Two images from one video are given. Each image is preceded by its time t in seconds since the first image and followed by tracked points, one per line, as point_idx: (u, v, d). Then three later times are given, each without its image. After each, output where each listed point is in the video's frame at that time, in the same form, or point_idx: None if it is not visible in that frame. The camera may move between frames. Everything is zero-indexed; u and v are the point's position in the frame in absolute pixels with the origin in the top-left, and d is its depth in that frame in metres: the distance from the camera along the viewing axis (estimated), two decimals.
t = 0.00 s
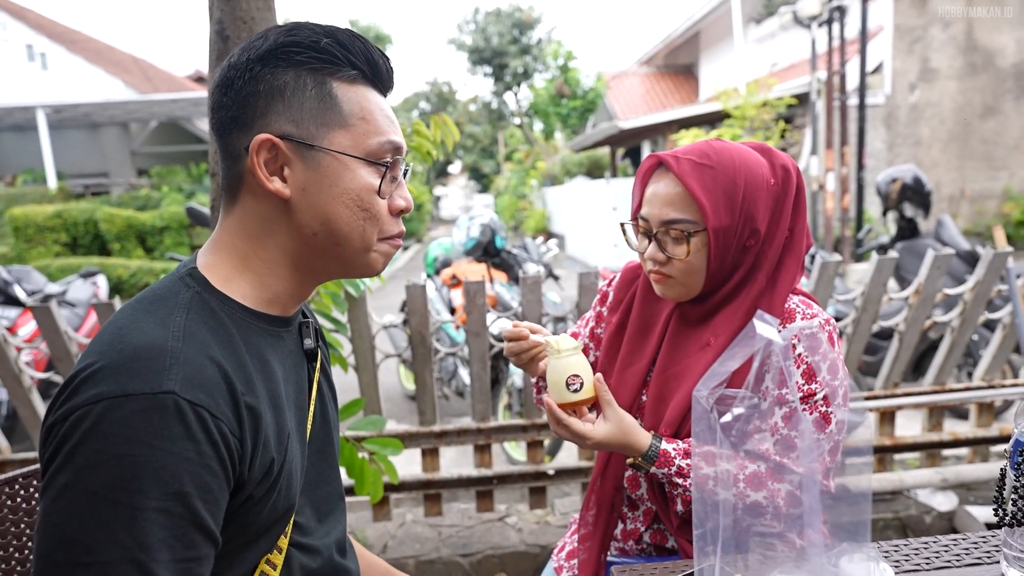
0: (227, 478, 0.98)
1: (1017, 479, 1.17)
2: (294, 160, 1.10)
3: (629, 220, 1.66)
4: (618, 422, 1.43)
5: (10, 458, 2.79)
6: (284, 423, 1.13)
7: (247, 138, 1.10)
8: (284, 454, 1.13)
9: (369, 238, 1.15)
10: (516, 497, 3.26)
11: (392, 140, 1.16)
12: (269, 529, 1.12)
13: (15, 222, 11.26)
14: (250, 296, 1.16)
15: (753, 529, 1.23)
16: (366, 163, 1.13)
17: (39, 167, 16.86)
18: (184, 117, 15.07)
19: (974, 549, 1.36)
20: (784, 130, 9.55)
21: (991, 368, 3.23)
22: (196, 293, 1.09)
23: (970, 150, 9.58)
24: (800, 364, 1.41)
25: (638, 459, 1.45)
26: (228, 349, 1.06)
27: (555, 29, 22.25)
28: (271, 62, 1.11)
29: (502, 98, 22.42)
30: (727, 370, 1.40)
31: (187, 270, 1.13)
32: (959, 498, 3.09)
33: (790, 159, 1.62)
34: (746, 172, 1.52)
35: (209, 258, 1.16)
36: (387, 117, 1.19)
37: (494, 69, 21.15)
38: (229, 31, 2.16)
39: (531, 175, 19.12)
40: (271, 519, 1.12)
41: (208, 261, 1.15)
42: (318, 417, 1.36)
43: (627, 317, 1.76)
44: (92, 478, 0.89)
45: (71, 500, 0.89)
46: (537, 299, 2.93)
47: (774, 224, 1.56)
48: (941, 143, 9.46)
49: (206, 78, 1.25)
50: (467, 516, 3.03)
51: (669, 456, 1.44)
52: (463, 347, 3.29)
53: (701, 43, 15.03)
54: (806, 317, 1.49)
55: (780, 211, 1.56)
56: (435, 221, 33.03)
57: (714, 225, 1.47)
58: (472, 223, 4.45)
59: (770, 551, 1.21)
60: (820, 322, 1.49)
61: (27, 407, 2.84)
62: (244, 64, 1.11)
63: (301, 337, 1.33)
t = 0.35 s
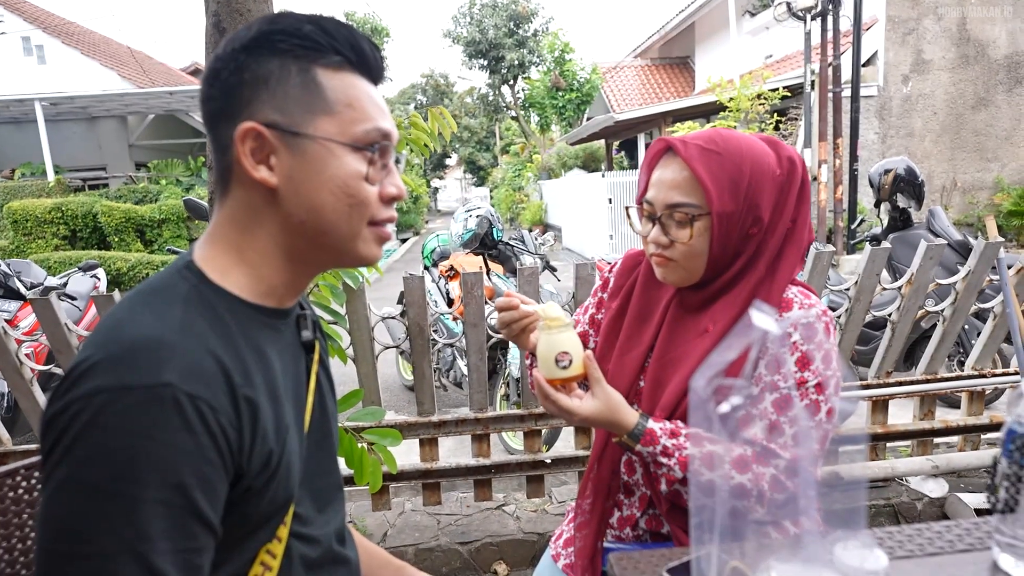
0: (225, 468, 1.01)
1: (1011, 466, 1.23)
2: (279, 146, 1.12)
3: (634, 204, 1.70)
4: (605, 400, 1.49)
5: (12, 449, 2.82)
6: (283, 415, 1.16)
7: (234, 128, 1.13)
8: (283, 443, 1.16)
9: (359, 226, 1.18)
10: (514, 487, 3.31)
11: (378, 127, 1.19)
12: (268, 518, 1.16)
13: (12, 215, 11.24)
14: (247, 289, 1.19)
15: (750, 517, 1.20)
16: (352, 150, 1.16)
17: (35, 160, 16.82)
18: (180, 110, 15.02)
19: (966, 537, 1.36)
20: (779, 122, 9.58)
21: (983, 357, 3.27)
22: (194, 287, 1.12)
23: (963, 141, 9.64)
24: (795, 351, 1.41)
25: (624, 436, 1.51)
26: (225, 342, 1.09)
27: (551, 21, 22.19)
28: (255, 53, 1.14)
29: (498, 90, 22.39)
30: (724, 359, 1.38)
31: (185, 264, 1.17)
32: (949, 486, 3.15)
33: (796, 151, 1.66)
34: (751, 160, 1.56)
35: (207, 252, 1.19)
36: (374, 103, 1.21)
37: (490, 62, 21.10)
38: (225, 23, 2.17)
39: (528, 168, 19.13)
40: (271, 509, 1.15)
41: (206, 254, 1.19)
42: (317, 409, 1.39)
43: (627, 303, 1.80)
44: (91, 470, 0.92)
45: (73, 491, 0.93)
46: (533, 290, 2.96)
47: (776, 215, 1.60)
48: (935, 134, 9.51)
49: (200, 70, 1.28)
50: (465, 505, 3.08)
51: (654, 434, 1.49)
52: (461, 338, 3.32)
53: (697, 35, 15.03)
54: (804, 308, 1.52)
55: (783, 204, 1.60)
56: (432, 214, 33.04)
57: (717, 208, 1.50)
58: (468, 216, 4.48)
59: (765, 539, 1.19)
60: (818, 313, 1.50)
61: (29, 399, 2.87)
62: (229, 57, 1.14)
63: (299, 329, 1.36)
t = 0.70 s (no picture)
0: (221, 467, 0.98)
1: (1015, 462, 1.17)
2: (271, 139, 1.10)
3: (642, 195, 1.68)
4: (596, 383, 1.47)
5: (5, 448, 2.78)
6: (280, 412, 1.13)
7: (226, 122, 1.11)
8: (280, 441, 1.13)
9: (356, 219, 1.16)
10: (512, 484, 3.29)
11: (372, 119, 1.16)
12: (266, 517, 1.13)
13: (5, 212, 11.15)
14: (242, 285, 1.16)
15: (752, 513, 1.13)
16: (346, 142, 1.13)
17: (28, 156, 16.70)
18: (174, 106, 14.92)
19: (969, 533, 1.34)
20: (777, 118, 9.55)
21: (982, 353, 3.26)
22: (187, 282, 1.09)
23: (961, 136, 9.64)
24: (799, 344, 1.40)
25: (614, 421, 1.49)
26: (220, 339, 1.06)
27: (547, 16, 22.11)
28: (245, 43, 1.11)
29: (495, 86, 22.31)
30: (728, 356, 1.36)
31: (179, 260, 1.13)
32: (949, 482, 3.14)
33: (809, 147, 1.64)
34: (765, 154, 1.54)
35: (201, 248, 1.16)
36: (369, 95, 1.18)
37: (487, 57, 21.03)
38: (219, 16, 2.13)
39: (524, 164, 19.08)
40: (268, 508, 1.13)
41: (200, 250, 1.16)
42: (314, 407, 1.36)
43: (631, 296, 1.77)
44: (83, 470, 0.89)
45: (66, 490, 0.90)
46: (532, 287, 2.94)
47: (786, 211, 1.57)
48: (933, 130, 9.51)
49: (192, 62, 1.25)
50: (462, 503, 3.05)
51: (645, 421, 1.47)
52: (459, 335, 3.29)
53: (695, 30, 14.98)
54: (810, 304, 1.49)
55: (792, 200, 1.58)
56: (428, 210, 32.97)
57: (728, 199, 1.48)
58: (466, 212, 4.43)
59: (766, 536, 1.13)
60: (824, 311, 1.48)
61: (22, 398, 2.83)
62: (220, 49, 1.11)
63: (295, 326, 1.33)
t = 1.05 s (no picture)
0: (222, 458, 0.98)
1: (1014, 453, 1.17)
2: (270, 129, 1.09)
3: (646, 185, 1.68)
4: (587, 365, 1.47)
5: (3, 442, 2.78)
6: (280, 405, 1.13)
7: (224, 112, 1.10)
8: (281, 433, 1.13)
9: (355, 210, 1.15)
10: (511, 478, 3.30)
11: (371, 110, 1.15)
12: (266, 510, 1.13)
13: None
14: (242, 276, 1.16)
15: (756, 504, 1.15)
16: (346, 133, 1.13)
17: (23, 150, 16.63)
18: (170, 99, 14.84)
19: (968, 524, 1.35)
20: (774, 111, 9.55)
21: (979, 347, 3.27)
22: (187, 273, 1.08)
23: (958, 131, 9.66)
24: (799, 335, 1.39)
25: (604, 406, 1.49)
26: (221, 330, 1.05)
27: (545, 9, 22.04)
28: (244, 33, 1.10)
29: (492, 79, 22.23)
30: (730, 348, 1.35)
31: (178, 251, 1.13)
32: (946, 475, 3.15)
33: (815, 141, 1.63)
34: (769, 146, 1.54)
35: (200, 239, 1.16)
36: (368, 86, 1.17)
37: (484, 51, 20.97)
38: (215, 7, 2.11)
39: (522, 158, 19.05)
40: (268, 501, 1.13)
41: (199, 241, 1.15)
42: (314, 400, 1.36)
43: (634, 287, 1.77)
44: (84, 461, 0.89)
45: (68, 481, 0.89)
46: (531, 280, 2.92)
47: (791, 203, 1.57)
48: (930, 124, 9.52)
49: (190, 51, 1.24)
50: (461, 496, 3.06)
51: (635, 405, 1.47)
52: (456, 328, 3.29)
53: (692, 24, 14.95)
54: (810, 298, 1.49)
55: (796, 192, 1.57)
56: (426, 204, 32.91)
57: (731, 187, 1.48)
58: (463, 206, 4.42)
59: (768, 528, 1.14)
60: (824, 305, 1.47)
61: (19, 392, 2.82)
62: (218, 40, 1.11)
63: (296, 319, 1.33)
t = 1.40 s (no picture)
0: (223, 450, 0.99)
1: (1007, 445, 1.19)
2: (267, 122, 1.09)
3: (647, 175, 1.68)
4: (572, 352, 1.46)
5: (5, 432, 2.79)
6: (280, 397, 1.14)
7: (221, 104, 1.10)
8: (280, 425, 1.13)
9: (352, 202, 1.16)
10: (510, 469, 3.31)
11: (368, 102, 1.16)
12: (266, 501, 1.14)
13: None
14: (241, 269, 1.16)
15: (750, 496, 1.16)
16: (342, 124, 1.13)
17: (23, 141, 16.60)
18: (169, 90, 14.80)
19: (962, 516, 1.36)
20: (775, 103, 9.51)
21: (977, 339, 3.27)
22: (187, 265, 1.09)
23: (959, 122, 9.62)
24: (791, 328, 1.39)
25: (590, 392, 1.49)
26: (221, 323, 1.06)
27: None
28: (238, 25, 1.10)
29: (492, 70, 22.13)
30: (725, 341, 1.36)
31: (178, 244, 1.13)
32: (943, 466, 3.16)
33: (816, 135, 1.63)
34: (768, 139, 1.53)
35: (200, 231, 1.16)
36: (364, 78, 1.17)
37: (484, 41, 20.85)
38: None
39: (522, 149, 19.00)
40: (269, 492, 1.13)
41: (199, 234, 1.16)
42: (314, 392, 1.36)
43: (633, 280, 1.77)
44: (85, 452, 0.90)
45: (69, 472, 0.90)
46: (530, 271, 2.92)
47: (790, 197, 1.56)
48: (932, 116, 9.48)
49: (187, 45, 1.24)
50: (460, 487, 3.07)
51: (622, 392, 1.47)
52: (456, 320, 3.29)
53: (694, 14, 14.87)
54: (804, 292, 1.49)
55: (795, 186, 1.57)
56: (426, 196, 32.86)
57: (729, 178, 1.48)
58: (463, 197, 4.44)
59: (762, 520, 1.15)
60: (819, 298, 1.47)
61: (21, 383, 2.83)
62: (212, 32, 1.11)
63: (296, 311, 1.34)
